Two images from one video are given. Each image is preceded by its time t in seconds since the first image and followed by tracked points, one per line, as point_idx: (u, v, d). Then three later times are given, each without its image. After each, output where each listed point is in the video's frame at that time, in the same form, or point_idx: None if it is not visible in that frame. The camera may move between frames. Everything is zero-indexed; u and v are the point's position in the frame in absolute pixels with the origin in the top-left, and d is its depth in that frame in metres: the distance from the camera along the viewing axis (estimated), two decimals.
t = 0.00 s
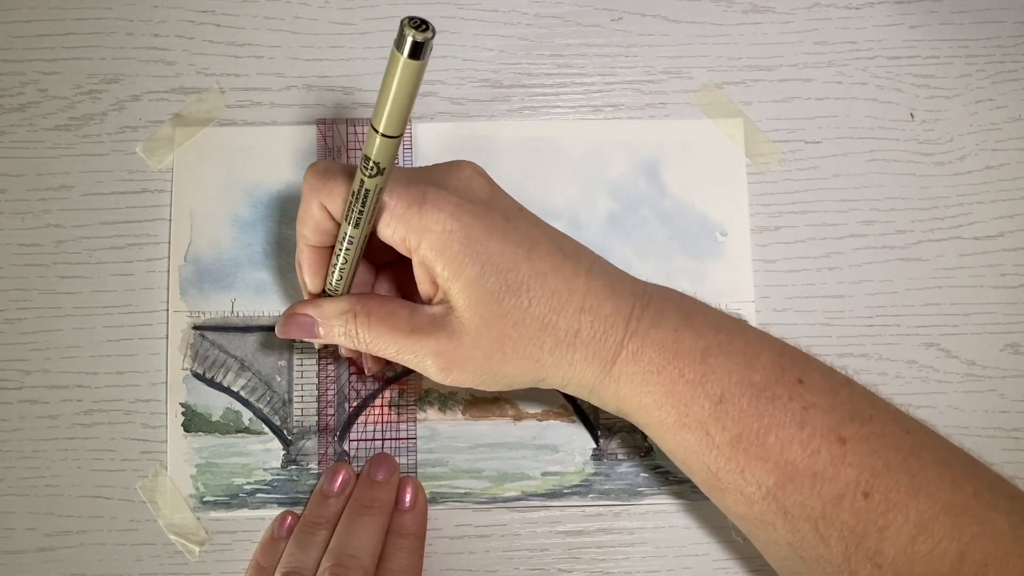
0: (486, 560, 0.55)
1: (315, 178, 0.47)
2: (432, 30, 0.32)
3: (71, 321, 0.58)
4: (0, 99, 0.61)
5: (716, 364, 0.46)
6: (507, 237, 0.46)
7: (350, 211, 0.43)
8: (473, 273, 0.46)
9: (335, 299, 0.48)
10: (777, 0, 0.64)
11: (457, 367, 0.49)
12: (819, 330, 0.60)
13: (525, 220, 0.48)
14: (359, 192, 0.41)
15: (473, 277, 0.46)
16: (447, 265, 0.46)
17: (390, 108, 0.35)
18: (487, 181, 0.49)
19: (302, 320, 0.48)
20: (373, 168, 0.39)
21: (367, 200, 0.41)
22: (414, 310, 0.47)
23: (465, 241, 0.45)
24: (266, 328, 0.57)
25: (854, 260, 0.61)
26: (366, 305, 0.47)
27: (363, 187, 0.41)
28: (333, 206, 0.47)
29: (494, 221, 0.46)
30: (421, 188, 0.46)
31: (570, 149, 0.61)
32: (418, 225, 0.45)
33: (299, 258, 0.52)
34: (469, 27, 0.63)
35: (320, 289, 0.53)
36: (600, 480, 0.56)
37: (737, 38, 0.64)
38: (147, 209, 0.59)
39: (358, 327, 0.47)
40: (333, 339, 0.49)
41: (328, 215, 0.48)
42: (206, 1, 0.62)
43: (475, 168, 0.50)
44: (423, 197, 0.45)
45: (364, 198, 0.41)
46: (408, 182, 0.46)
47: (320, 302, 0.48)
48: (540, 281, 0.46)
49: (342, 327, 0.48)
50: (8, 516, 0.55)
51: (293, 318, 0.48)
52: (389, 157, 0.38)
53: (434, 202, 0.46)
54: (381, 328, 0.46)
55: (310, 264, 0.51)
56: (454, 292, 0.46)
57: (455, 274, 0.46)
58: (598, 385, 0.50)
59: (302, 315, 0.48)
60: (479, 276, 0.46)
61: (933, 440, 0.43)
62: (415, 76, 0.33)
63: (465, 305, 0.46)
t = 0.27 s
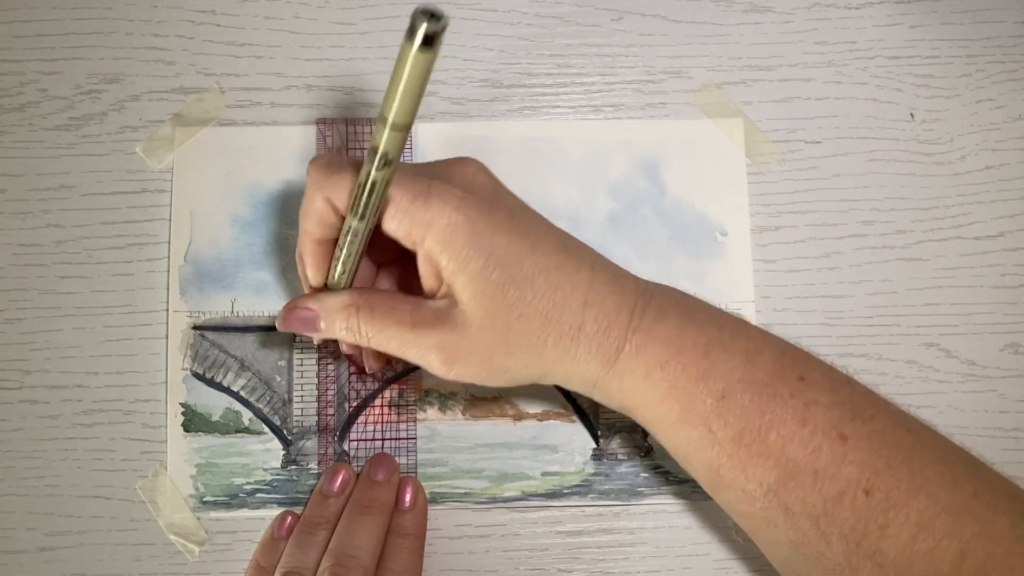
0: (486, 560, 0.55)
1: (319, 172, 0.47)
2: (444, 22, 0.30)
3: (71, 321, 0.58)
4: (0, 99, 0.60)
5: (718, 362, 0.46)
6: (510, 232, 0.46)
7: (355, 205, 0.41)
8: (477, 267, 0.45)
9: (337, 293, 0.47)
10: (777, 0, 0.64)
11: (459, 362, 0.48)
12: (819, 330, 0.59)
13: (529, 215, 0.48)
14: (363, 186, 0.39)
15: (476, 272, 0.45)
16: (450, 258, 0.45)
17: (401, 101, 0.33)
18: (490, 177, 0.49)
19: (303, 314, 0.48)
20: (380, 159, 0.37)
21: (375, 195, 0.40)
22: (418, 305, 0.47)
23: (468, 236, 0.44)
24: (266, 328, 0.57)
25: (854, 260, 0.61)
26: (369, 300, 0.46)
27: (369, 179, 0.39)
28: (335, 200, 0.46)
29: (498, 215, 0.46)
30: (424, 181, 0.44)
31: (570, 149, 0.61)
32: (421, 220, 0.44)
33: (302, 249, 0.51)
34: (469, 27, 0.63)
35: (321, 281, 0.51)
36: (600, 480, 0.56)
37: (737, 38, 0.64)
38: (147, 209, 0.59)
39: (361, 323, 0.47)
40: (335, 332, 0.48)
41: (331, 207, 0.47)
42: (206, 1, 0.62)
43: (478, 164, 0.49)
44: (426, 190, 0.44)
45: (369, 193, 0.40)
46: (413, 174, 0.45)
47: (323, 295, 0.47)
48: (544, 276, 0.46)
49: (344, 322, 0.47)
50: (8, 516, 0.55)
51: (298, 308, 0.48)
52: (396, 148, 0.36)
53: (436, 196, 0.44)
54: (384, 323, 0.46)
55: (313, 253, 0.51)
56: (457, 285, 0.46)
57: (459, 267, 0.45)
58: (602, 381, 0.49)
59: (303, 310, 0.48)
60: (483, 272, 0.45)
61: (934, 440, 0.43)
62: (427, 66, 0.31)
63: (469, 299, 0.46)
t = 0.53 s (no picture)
0: (486, 560, 0.55)
1: (421, 55, 0.52)
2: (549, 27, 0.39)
3: (71, 321, 0.58)
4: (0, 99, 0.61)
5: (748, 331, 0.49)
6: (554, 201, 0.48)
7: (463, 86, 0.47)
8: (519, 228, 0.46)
9: (370, 202, 0.44)
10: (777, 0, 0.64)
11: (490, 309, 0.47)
12: (819, 330, 0.60)
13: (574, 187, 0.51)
14: (486, 66, 0.46)
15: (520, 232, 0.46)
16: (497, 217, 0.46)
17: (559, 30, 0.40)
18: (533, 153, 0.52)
19: (336, 209, 0.44)
20: (518, 47, 0.45)
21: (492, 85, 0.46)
22: (458, 211, 0.45)
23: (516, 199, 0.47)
24: (266, 328, 0.57)
25: (854, 260, 0.61)
26: (408, 201, 0.44)
27: (493, 64, 0.46)
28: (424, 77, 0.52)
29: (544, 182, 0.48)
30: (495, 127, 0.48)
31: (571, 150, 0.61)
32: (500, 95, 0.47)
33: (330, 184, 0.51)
34: (469, 27, 0.63)
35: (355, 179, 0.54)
36: (600, 480, 0.56)
37: (737, 38, 0.64)
38: (147, 209, 0.59)
39: (399, 217, 0.44)
40: (364, 229, 0.45)
41: (405, 83, 0.52)
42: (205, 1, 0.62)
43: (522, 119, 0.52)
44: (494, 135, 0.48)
45: (486, 74, 0.46)
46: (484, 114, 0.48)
47: (360, 193, 0.45)
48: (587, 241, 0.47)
49: (383, 213, 0.44)
50: (9, 516, 0.55)
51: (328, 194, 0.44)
52: (537, 47, 0.45)
53: (501, 148, 0.47)
54: (425, 224, 0.44)
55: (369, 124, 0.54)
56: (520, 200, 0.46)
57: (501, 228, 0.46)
58: (629, 349, 0.50)
59: (336, 201, 0.44)
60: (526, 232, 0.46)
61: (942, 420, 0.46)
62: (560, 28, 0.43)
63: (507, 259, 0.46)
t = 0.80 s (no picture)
0: (486, 560, 0.55)
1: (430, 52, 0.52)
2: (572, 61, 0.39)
3: (71, 321, 0.58)
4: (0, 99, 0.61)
5: (750, 333, 0.48)
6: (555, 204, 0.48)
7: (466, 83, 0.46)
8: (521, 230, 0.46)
9: (371, 198, 0.44)
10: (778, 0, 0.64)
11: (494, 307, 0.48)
12: (819, 330, 0.60)
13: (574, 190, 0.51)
14: (489, 63, 0.45)
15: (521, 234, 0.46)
16: (498, 218, 0.46)
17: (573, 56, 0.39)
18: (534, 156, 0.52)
19: (336, 204, 0.44)
20: (520, 44, 0.44)
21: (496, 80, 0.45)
22: (462, 210, 0.45)
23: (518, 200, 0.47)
24: (266, 328, 0.57)
25: (854, 260, 0.61)
26: (411, 198, 0.44)
27: (496, 59, 0.45)
28: (433, 75, 0.52)
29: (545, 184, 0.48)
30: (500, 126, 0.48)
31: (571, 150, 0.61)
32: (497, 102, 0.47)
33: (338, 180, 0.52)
34: (469, 27, 0.63)
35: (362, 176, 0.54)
36: (601, 480, 0.56)
37: (737, 38, 0.64)
38: (147, 209, 0.59)
39: (402, 213, 0.44)
40: (367, 224, 0.45)
41: (414, 82, 0.52)
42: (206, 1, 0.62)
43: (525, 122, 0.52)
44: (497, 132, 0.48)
45: (488, 70, 0.45)
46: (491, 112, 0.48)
47: (364, 187, 0.44)
48: (587, 243, 0.47)
49: (385, 210, 0.44)
50: (9, 516, 0.55)
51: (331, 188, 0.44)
52: (540, 40, 0.43)
53: (505, 147, 0.48)
54: (427, 221, 0.44)
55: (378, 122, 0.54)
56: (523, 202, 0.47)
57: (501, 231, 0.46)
58: (631, 352, 0.50)
59: (337, 196, 0.44)
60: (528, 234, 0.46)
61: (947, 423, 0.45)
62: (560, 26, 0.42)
63: (508, 261, 0.46)
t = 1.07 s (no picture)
0: (486, 560, 0.55)
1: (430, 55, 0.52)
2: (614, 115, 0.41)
3: (71, 321, 0.58)
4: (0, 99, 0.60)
5: (751, 333, 0.48)
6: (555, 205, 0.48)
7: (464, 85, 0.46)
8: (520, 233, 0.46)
9: (371, 203, 0.44)
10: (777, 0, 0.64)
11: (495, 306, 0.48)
12: (819, 330, 0.60)
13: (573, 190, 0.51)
14: (487, 64, 0.45)
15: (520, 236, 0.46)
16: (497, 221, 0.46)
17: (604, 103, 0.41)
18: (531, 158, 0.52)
19: (336, 206, 0.44)
20: (518, 45, 0.44)
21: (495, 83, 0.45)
22: (462, 213, 0.45)
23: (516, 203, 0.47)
24: (266, 328, 0.57)
25: (854, 260, 0.61)
26: (410, 200, 0.44)
27: (495, 61, 0.45)
28: (433, 78, 0.52)
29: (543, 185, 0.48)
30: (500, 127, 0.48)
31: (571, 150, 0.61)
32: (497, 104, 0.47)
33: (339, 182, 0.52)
34: (469, 27, 0.63)
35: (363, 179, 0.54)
36: (601, 480, 0.56)
37: (737, 38, 0.64)
38: (147, 209, 0.59)
39: (401, 216, 0.44)
40: (367, 226, 0.45)
41: (415, 85, 0.52)
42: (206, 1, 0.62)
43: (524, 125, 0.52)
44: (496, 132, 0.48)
45: (487, 72, 0.45)
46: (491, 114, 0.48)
47: (365, 190, 0.44)
48: (587, 245, 0.47)
49: (385, 213, 0.44)
50: (9, 516, 0.55)
51: (332, 191, 0.44)
52: (538, 44, 0.43)
53: (505, 148, 0.48)
54: (426, 224, 0.44)
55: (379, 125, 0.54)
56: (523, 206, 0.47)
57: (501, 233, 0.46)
58: (632, 353, 0.50)
59: (337, 198, 0.44)
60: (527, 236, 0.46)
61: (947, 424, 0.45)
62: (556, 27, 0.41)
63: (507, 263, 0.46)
